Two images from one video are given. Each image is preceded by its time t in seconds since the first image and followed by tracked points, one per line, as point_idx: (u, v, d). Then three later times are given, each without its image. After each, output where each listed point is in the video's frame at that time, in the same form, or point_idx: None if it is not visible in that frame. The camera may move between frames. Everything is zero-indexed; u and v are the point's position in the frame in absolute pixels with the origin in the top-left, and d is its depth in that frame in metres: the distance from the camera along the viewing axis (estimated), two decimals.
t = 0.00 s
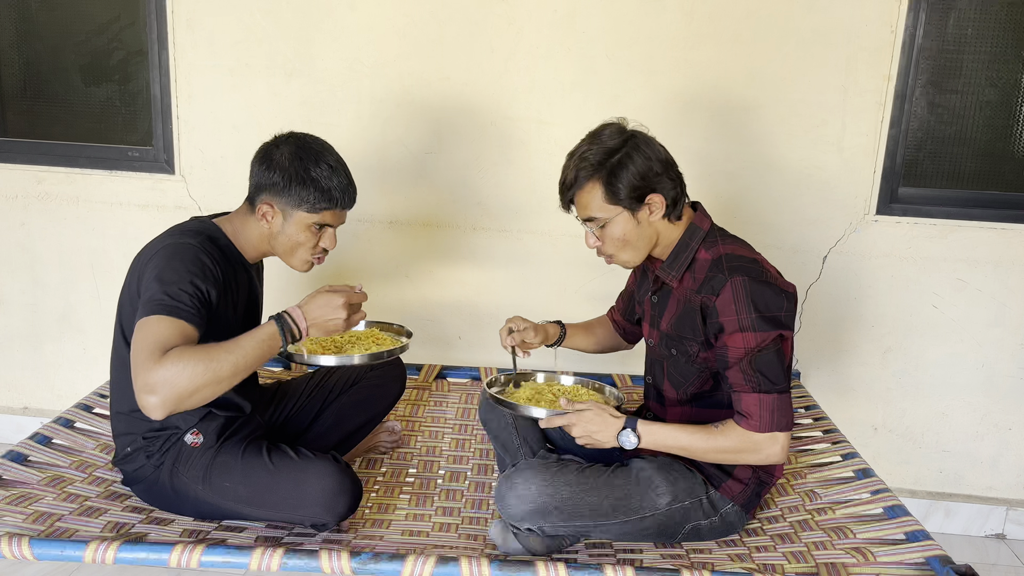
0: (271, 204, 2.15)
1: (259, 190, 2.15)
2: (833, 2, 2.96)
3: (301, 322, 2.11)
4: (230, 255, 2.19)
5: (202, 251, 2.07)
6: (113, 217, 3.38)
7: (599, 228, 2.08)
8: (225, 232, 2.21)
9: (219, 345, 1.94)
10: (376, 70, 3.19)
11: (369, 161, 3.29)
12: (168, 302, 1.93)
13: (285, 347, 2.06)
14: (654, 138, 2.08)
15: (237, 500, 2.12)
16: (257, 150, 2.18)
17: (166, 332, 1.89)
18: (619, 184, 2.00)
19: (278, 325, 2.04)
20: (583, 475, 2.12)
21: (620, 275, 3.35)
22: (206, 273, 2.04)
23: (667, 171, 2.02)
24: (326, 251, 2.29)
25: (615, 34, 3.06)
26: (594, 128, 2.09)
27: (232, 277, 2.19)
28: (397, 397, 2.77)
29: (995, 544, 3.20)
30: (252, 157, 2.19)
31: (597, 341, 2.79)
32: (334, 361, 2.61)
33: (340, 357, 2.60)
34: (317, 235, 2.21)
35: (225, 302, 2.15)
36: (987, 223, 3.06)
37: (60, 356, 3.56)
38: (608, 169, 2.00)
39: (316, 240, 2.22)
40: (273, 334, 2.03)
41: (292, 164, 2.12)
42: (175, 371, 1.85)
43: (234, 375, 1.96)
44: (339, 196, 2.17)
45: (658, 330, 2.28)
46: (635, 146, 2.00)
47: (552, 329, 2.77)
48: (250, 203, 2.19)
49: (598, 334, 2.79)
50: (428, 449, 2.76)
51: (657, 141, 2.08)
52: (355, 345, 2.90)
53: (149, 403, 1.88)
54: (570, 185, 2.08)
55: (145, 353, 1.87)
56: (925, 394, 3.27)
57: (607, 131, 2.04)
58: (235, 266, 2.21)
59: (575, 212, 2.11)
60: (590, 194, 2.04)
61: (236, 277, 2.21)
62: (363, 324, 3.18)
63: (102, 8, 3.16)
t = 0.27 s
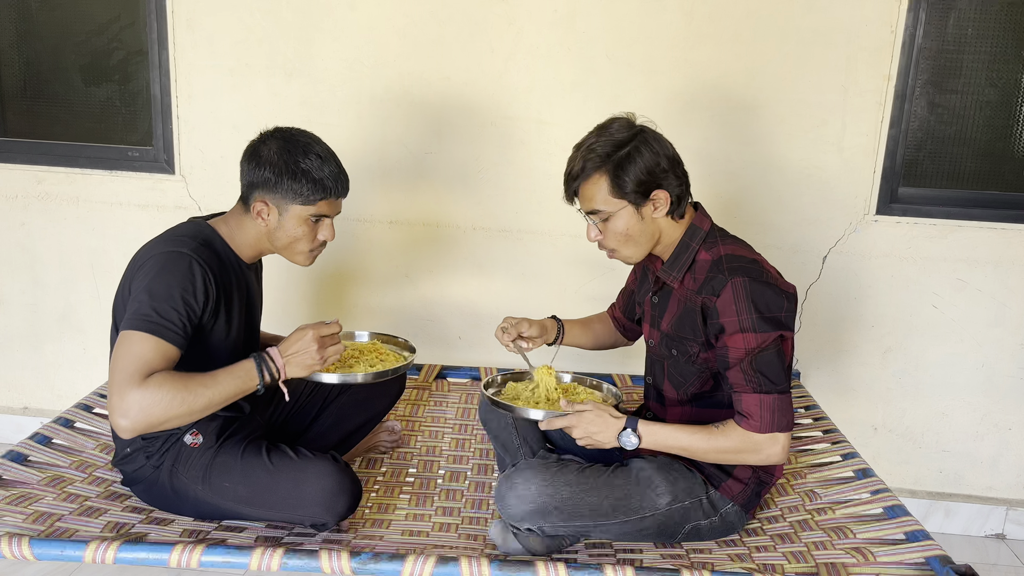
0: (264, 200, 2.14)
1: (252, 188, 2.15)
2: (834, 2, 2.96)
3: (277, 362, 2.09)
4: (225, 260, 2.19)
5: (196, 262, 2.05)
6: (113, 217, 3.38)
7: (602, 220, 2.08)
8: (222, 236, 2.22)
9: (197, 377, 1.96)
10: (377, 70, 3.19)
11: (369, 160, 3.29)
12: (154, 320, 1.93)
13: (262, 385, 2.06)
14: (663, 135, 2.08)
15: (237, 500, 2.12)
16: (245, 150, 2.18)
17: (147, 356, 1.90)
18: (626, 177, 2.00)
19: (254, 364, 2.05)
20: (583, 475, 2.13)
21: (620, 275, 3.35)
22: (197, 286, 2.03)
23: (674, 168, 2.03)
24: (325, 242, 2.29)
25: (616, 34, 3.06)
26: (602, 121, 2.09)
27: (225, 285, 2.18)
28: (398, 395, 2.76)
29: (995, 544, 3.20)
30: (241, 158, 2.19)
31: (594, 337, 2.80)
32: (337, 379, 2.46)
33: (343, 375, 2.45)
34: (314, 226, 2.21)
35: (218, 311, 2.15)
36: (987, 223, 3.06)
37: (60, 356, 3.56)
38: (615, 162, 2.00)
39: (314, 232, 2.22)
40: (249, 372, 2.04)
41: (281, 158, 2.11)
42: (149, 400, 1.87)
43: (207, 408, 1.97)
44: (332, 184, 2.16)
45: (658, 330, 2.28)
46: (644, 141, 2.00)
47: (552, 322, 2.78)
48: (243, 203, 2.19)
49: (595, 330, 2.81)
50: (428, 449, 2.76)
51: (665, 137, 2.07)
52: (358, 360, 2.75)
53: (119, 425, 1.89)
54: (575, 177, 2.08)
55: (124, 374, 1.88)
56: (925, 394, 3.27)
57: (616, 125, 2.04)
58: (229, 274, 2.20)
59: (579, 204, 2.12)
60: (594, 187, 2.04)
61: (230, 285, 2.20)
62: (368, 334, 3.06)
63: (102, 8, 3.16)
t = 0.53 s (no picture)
0: (259, 198, 2.14)
1: (248, 184, 2.14)
2: (834, 2, 2.96)
3: (259, 375, 2.09)
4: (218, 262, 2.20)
5: (186, 270, 2.05)
6: (113, 217, 3.38)
7: (602, 220, 2.09)
8: (213, 237, 2.22)
9: (177, 392, 1.98)
10: (377, 70, 3.19)
11: (369, 160, 3.29)
12: (138, 331, 1.95)
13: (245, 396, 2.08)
14: (666, 135, 2.08)
15: (236, 500, 2.12)
16: (247, 144, 2.18)
17: (129, 368, 1.94)
18: (625, 178, 2.01)
19: (235, 377, 2.06)
20: (583, 475, 2.13)
21: (620, 275, 3.35)
22: (186, 295, 2.04)
23: (675, 169, 2.03)
24: (315, 247, 2.29)
25: (615, 34, 3.06)
26: (606, 120, 2.09)
27: (218, 289, 2.19)
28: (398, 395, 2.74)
29: (995, 543, 3.20)
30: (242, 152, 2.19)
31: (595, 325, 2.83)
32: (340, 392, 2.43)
33: (347, 388, 2.42)
34: (304, 231, 2.21)
35: (209, 315, 2.15)
36: (986, 223, 3.06)
37: (60, 356, 3.56)
38: (615, 163, 2.01)
39: (303, 237, 2.22)
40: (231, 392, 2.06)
41: (282, 160, 2.11)
42: (129, 413, 1.92)
43: (187, 421, 2.02)
44: (328, 193, 2.16)
45: (660, 330, 2.28)
46: (645, 142, 2.01)
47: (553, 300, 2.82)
48: (239, 198, 2.19)
49: (596, 317, 2.83)
50: (428, 449, 2.76)
51: (668, 138, 2.07)
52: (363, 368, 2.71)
53: (101, 433, 1.95)
54: (577, 176, 2.09)
55: (108, 385, 1.93)
56: (924, 394, 3.27)
57: (619, 125, 2.04)
58: (221, 276, 2.20)
59: (581, 202, 2.13)
60: (595, 187, 2.05)
61: (222, 288, 2.21)
62: (371, 340, 3.02)
63: (103, 8, 3.16)
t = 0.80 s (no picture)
0: (259, 201, 2.14)
1: (249, 185, 2.14)
2: (834, 2, 2.96)
3: (247, 371, 2.06)
4: (210, 259, 2.20)
5: (176, 266, 2.05)
6: (113, 217, 3.38)
7: (597, 226, 2.12)
8: (206, 237, 2.23)
9: (163, 386, 1.97)
10: (377, 70, 3.19)
11: (369, 160, 3.29)
12: (126, 327, 1.96)
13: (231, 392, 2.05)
14: (663, 142, 2.08)
15: (236, 500, 2.12)
16: (252, 146, 2.19)
17: (116, 363, 1.94)
18: (617, 185, 2.02)
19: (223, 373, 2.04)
20: (583, 475, 2.13)
21: (620, 275, 3.35)
22: (176, 291, 2.04)
23: (669, 177, 2.02)
24: (308, 253, 2.29)
25: (616, 34, 3.06)
26: (604, 126, 2.10)
27: (210, 286, 2.19)
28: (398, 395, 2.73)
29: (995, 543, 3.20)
30: (247, 152, 2.19)
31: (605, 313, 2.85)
32: (347, 395, 2.39)
33: (353, 391, 2.39)
34: (301, 236, 2.21)
35: (201, 313, 2.15)
36: (986, 223, 3.06)
37: (60, 356, 3.56)
38: (608, 170, 2.03)
39: (298, 242, 2.22)
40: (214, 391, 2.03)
41: (285, 163, 2.12)
42: (114, 408, 1.91)
43: (173, 417, 2.00)
44: (328, 200, 2.17)
45: (663, 329, 2.28)
46: (639, 150, 2.01)
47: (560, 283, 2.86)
48: (238, 198, 2.19)
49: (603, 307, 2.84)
50: (428, 449, 2.76)
51: (665, 145, 2.07)
52: (370, 372, 2.69)
53: (88, 429, 1.95)
54: (573, 182, 2.12)
55: (93, 380, 1.93)
56: (924, 394, 3.27)
57: (615, 131, 2.05)
58: (212, 274, 2.21)
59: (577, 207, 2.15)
60: (590, 194, 2.08)
61: (214, 285, 2.21)
62: (375, 342, 3.00)
63: (103, 8, 3.16)
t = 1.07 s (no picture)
0: (262, 202, 2.14)
1: (252, 187, 2.14)
2: (834, 2, 2.96)
3: (246, 369, 2.06)
4: (210, 258, 2.20)
5: (176, 265, 2.05)
6: (113, 217, 3.38)
7: (590, 236, 2.12)
8: (207, 235, 2.23)
9: (163, 385, 1.97)
10: (377, 70, 3.19)
11: (369, 160, 3.29)
12: (126, 326, 1.96)
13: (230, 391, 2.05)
14: (652, 148, 2.08)
15: (236, 500, 2.12)
16: (254, 147, 2.18)
17: (115, 362, 1.93)
18: (608, 195, 2.03)
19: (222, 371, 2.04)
20: (583, 475, 2.13)
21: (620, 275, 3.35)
22: (176, 290, 2.04)
23: (659, 184, 2.03)
24: (311, 253, 2.30)
25: (616, 34, 3.06)
26: (594, 135, 2.12)
27: (211, 287, 2.19)
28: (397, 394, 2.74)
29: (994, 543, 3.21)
30: (248, 154, 2.19)
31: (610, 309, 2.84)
32: (351, 397, 2.39)
33: (358, 393, 2.38)
34: (304, 237, 2.22)
35: (201, 312, 2.15)
36: (986, 223, 3.06)
37: (60, 356, 3.56)
38: (598, 180, 2.04)
39: (302, 242, 2.23)
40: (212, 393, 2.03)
41: (288, 165, 2.12)
42: (113, 406, 1.91)
43: (173, 415, 2.00)
44: (331, 202, 2.17)
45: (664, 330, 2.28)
46: (627, 159, 2.02)
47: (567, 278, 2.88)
48: (240, 200, 2.19)
49: (606, 305, 2.84)
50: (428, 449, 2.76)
51: (655, 152, 2.08)
52: (375, 374, 2.68)
53: (86, 428, 1.95)
54: (564, 193, 2.12)
55: (92, 378, 1.92)
56: (924, 394, 3.27)
57: (603, 141, 2.07)
58: (213, 273, 2.21)
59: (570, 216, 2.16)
60: (581, 204, 2.09)
61: (215, 285, 2.21)
62: (380, 342, 3.00)
63: (103, 8, 3.16)
